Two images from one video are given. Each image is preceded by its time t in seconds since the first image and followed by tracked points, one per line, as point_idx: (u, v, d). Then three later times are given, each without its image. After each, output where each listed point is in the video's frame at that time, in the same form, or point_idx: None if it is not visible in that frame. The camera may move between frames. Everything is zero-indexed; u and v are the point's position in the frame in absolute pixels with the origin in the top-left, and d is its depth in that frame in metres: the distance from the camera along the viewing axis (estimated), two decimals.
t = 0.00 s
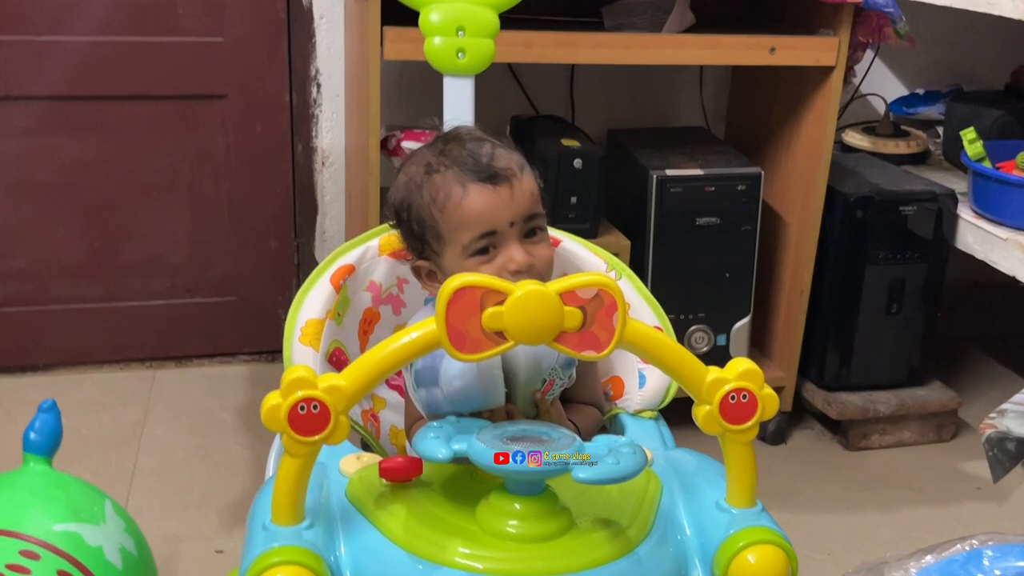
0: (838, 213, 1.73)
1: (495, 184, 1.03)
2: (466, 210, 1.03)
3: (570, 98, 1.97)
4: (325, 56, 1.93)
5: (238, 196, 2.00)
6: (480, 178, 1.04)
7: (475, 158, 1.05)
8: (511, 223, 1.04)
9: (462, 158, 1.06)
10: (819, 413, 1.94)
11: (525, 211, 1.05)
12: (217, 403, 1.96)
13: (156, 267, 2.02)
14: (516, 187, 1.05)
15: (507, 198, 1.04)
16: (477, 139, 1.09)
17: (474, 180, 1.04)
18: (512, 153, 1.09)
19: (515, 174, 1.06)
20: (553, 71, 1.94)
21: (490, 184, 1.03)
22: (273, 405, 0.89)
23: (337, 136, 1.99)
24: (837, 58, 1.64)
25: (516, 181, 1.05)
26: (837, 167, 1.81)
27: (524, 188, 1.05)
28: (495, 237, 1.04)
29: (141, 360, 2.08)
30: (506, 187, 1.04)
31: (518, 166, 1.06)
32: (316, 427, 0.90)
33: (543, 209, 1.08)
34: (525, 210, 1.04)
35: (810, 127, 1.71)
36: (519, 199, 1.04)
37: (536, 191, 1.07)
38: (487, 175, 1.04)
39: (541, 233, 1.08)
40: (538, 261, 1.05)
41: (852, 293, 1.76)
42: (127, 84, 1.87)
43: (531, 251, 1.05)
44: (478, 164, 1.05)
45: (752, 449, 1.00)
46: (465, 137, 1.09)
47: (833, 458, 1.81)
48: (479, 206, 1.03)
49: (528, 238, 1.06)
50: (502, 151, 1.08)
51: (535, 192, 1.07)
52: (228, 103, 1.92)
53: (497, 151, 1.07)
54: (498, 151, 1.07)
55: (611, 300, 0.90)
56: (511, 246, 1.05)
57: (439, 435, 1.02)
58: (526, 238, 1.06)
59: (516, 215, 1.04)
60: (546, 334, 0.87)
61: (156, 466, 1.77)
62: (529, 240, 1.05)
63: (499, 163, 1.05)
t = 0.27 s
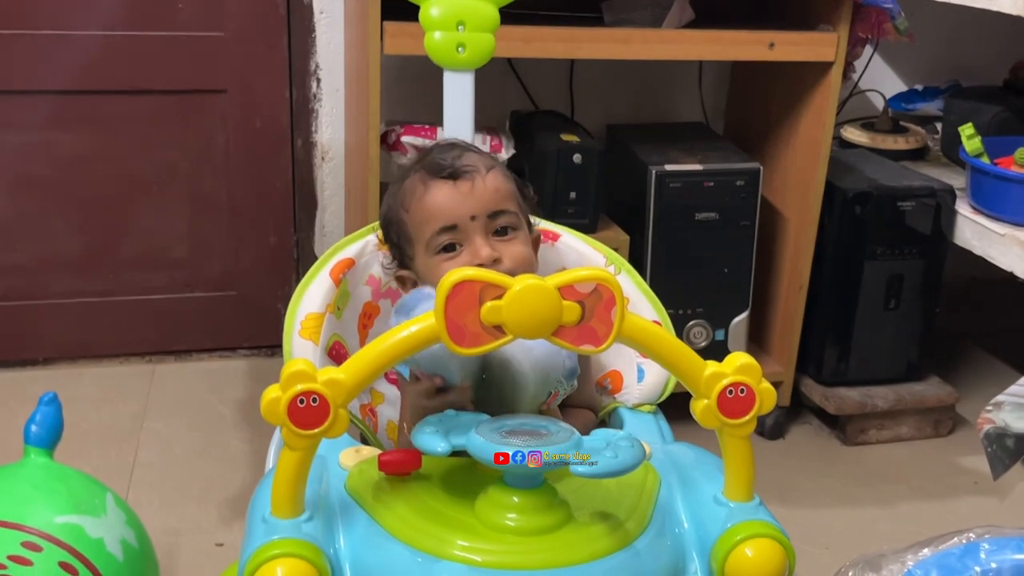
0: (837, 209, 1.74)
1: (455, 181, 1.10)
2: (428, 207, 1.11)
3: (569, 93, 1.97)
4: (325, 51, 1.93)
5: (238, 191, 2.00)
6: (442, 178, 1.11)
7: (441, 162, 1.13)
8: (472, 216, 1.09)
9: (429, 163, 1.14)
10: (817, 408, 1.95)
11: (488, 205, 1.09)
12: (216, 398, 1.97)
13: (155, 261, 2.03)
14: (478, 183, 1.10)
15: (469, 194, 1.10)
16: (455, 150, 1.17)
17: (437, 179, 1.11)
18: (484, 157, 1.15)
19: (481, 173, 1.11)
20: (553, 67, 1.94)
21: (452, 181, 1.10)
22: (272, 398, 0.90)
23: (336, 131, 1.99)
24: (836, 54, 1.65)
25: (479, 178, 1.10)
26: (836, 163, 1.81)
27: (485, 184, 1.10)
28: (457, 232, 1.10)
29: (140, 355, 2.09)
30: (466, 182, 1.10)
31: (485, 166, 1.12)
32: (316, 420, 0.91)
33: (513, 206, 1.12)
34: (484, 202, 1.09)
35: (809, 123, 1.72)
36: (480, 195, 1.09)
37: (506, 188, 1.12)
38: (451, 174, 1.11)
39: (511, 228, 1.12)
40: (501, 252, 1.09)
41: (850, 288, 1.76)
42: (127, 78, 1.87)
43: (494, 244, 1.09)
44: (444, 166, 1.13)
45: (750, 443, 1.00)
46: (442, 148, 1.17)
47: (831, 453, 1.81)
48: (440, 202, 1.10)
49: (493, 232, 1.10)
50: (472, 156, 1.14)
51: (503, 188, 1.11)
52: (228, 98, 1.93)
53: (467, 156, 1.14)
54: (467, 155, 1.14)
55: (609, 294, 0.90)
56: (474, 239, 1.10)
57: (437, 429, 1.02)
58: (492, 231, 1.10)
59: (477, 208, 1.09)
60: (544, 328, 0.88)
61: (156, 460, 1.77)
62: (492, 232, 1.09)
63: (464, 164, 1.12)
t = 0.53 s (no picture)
0: (838, 209, 1.74)
1: (465, 157, 1.26)
2: (439, 178, 1.26)
3: (571, 95, 1.98)
4: (328, 52, 1.94)
5: (241, 192, 2.01)
6: (454, 153, 1.27)
7: (455, 140, 1.27)
8: (475, 192, 1.26)
9: (446, 139, 1.28)
10: (818, 409, 1.96)
11: (491, 184, 1.26)
12: (219, 397, 1.98)
13: (159, 262, 2.04)
14: (486, 161, 1.26)
15: (476, 172, 1.26)
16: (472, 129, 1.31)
17: (449, 155, 1.27)
18: (498, 142, 1.30)
19: (491, 153, 1.28)
20: (555, 68, 1.95)
21: (461, 157, 1.26)
22: (277, 397, 0.90)
23: (339, 132, 2.00)
24: (837, 55, 1.66)
25: (488, 156, 1.27)
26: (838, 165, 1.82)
27: (492, 165, 1.26)
28: (460, 204, 1.26)
29: (144, 355, 2.10)
30: (475, 159, 1.26)
31: (498, 148, 1.28)
32: (321, 419, 0.92)
33: (518, 188, 1.29)
34: (487, 180, 1.25)
35: (810, 125, 1.72)
36: (486, 173, 1.26)
37: (512, 172, 1.28)
38: (462, 150, 1.27)
39: (511, 208, 1.28)
40: (498, 229, 1.25)
41: (851, 289, 1.77)
42: (131, 79, 1.88)
43: (493, 219, 1.26)
44: (457, 142, 1.27)
45: (750, 442, 1.01)
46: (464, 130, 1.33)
47: (832, 453, 1.82)
48: (449, 176, 1.25)
49: (493, 210, 1.26)
50: (489, 138, 1.30)
51: (510, 171, 1.27)
52: (231, 99, 1.94)
53: (481, 138, 1.29)
54: (483, 137, 1.29)
55: (612, 294, 0.91)
56: (476, 212, 1.26)
57: (441, 427, 1.03)
58: (492, 209, 1.26)
59: (480, 185, 1.26)
60: (546, 327, 0.89)
61: (159, 459, 1.78)
62: (491, 209, 1.26)
63: (477, 145, 1.27)
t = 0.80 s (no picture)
0: (839, 217, 1.75)
1: (476, 150, 1.17)
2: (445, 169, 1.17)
3: (573, 102, 1.98)
4: (332, 60, 1.95)
5: (245, 198, 2.02)
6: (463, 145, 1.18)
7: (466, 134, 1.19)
8: (483, 186, 1.16)
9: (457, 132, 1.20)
10: (820, 416, 1.96)
11: (499, 180, 1.17)
12: (223, 403, 1.98)
13: (163, 267, 2.04)
14: (496, 158, 1.18)
15: (485, 165, 1.17)
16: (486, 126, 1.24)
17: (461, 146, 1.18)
18: (510, 141, 1.22)
19: (502, 150, 1.19)
20: (557, 76, 1.96)
21: (471, 150, 1.17)
22: (283, 410, 0.91)
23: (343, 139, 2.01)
24: (839, 64, 1.66)
25: (498, 153, 1.18)
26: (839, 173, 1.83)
27: (503, 162, 1.18)
28: (466, 198, 1.17)
29: (148, 360, 2.11)
30: (486, 153, 1.17)
31: (509, 146, 1.20)
32: (326, 432, 0.92)
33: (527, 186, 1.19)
34: (496, 175, 1.16)
35: (812, 133, 1.73)
36: (495, 168, 1.17)
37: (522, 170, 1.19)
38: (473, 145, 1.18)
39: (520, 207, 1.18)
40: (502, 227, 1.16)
41: (853, 297, 1.78)
42: (136, 86, 1.89)
43: (499, 217, 1.17)
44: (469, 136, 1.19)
45: (752, 454, 1.02)
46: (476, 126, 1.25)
47: (834, 460, 1.83)
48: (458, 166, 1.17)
49: (500, 207, 1.17)
50: (500, 136, 1.22)
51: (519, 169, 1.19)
52: (235, 106, 1.94)
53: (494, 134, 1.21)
54: (495, 134, 1.22)
55: (614, 308, 0.92)
56: (481, 208, 1.17)
57: (445, 439, 1.04)
58: (499, 206, 1.17)
59: (488, 180, 1.16)
60: (549, 340, 0.89)
61: (164, 464, 1.79)
62: (497, 205, 1.16)
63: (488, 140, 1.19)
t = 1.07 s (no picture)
0: (839, 229, 1.75)
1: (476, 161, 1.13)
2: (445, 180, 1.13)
3: (575, 115, 2.00)
4: (334, 72, 1.96)
5: (248, 209, 2.03)
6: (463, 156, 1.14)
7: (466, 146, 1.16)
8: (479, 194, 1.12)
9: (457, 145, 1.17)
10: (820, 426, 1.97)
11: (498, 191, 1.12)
12: (226, 412, 1.99)
13: (167, 277, 2.06)
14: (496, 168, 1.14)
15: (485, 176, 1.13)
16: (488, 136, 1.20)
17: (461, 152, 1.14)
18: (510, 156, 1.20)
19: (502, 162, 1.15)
20: (559, 89, 1.97)
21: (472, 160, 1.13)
22: (285, 432, 0.92)
23: (345, 150, 2.02)
24: (839, 77, 1.66)
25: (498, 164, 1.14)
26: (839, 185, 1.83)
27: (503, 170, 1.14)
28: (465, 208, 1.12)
29: (152, 369, 2.12)
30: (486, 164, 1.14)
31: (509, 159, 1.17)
32: (328, 454, 0.93)
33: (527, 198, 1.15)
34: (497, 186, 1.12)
35: (812, 147, 1.73)
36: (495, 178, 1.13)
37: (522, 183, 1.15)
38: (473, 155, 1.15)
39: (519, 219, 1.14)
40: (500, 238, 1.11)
41: (853, 308, 1.78)
42: (139, 98, 1.90)
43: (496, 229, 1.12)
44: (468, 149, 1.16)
45: (750, 474, 1.02)
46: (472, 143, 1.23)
47: (834, 471, 1.84)
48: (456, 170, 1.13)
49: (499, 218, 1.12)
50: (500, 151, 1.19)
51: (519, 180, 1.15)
52: (238, 117, 1.95)
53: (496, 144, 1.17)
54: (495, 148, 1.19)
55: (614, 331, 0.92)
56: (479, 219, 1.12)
57: (446, 460, 1.05)
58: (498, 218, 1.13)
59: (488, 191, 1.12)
60: (549, 363, 0.90)
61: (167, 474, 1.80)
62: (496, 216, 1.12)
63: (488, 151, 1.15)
